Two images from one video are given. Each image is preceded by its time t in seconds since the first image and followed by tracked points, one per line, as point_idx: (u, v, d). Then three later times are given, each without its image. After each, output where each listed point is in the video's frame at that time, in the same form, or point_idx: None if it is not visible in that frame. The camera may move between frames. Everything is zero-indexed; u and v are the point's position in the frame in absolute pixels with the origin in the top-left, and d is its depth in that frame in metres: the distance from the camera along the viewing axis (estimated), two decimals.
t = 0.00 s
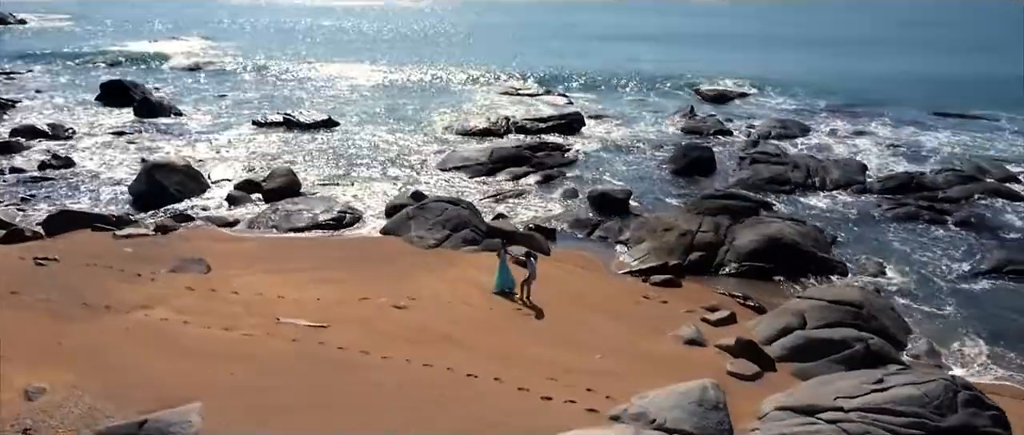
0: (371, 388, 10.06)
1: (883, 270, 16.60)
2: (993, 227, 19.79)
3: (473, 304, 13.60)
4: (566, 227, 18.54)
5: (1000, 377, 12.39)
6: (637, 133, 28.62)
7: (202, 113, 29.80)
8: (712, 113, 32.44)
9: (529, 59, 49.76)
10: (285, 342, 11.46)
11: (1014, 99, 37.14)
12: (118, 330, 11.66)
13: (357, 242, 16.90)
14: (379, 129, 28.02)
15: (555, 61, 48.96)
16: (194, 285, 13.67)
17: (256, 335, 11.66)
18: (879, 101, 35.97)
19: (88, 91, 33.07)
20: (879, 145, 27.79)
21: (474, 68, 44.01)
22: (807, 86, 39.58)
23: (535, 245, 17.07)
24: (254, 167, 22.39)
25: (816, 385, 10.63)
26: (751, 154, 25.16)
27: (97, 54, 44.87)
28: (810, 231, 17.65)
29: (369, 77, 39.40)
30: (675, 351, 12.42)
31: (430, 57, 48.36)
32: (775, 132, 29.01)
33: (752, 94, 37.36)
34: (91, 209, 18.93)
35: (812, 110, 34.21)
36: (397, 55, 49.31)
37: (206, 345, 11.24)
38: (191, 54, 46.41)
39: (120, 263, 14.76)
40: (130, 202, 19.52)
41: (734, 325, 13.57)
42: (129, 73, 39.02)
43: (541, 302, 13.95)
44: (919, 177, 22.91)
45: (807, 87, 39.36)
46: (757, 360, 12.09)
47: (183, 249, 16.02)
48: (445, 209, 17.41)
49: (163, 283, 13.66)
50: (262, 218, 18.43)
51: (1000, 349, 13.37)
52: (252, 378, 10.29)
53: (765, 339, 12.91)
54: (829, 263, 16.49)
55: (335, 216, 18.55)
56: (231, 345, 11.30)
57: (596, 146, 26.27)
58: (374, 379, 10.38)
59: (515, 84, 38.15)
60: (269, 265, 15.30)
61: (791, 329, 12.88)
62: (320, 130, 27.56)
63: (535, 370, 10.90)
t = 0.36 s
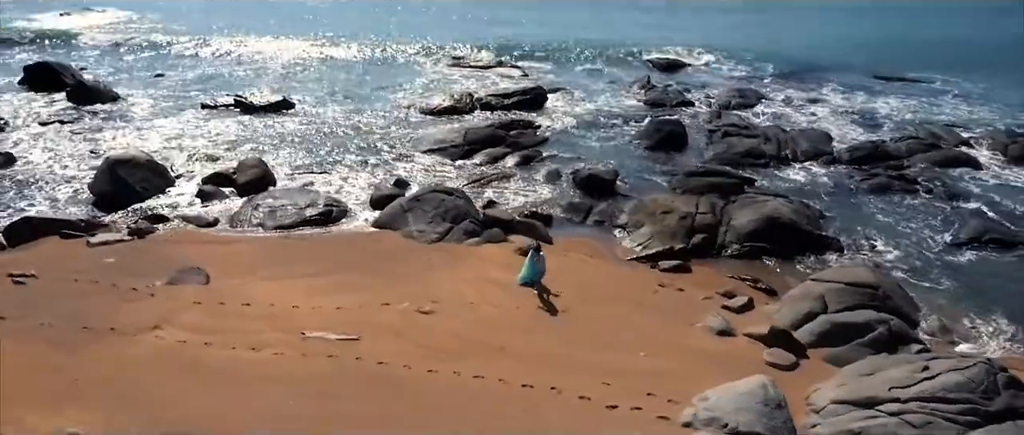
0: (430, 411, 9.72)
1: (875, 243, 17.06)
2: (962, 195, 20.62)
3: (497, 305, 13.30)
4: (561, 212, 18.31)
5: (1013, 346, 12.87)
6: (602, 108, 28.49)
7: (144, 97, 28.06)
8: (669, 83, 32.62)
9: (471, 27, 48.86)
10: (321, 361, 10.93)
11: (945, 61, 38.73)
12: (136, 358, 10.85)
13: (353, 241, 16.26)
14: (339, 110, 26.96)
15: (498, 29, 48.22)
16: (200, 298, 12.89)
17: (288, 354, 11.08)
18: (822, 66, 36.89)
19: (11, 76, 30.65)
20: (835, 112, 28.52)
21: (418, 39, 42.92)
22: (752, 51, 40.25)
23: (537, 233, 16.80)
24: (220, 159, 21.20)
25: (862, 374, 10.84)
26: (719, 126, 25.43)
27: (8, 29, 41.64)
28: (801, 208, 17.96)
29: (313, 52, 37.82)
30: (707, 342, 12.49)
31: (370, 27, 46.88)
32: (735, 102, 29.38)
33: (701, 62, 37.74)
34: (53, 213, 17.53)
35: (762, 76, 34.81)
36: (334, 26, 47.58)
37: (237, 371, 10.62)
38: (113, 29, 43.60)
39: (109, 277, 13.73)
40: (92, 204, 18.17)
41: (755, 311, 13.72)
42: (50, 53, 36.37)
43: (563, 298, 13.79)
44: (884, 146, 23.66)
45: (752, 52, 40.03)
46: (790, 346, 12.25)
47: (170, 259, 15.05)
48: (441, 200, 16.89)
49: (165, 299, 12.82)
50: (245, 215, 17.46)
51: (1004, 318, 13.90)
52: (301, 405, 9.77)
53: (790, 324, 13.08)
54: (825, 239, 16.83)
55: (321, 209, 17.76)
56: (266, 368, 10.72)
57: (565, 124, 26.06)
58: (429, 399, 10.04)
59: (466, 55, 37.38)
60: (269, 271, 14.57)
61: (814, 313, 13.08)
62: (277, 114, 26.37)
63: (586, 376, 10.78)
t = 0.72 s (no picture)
0: (500, 421, 9.68)
1: (859, 216, 17.80)
2: (923, 161, 21.69)
3: (523, 301, 13.25)
4: (554, 197, 18.27)
5: (1009, 312, 13.73)
6: (563, 82, 28.41)
7: (80, 84, 26.23)
8: (621, 53, 32.77)
9: None
10: (371, 376, 10.68)
11: (873, 23, 40.35)
12: (176, 385, 10.32)
13: (355, 238, 15.83)
14: (297, 93, 25.93)
15: None
16: (219, 312, 12.32)
17: (335, 370, 10.78)
18: (762, 31, 37.82)
19: None
20: (787, 80, 29.38)
21: (355, 9, 41.52)
22: (692, 17, 40.79)
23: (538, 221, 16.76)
24: (186, 153, 20.09)
25: (895, 355, 11.37)
26: (683, 99, 25.78)
27: None
28: (785, 184, 18.50)
29: (249, 27, 36.08)
30: (735, 327, 12.86)
31: None
32: (690, 72, 29.82)
33: (646, 29, 38.02)
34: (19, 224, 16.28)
35: (708, 44, 35.38)
36: None
37: (288, 392, 10.25)
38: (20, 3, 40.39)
39: (111, 296, 12.92)
40: (62, 211, 16.80)
41: (768, 293, 14.16)
42: None
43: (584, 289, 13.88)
44: (841, 114, 24.54)
45: (692, 18, 40.56)
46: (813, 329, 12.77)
47: (167, 269, 14.25)
48: (441, 192, 16.57)
49: (182, 315, 12.19)
50: (231, 215, 16.67)
51: (994, 286, 14.81)
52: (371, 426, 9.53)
53: (806, 304, 13.58)
54: (814, 214, 17.41)
55: (311, 205, 17.14)
56: (317, 385, 10.41)
57: (531, 101, 25.88)
58: (494, 409, 9.98)
59: (411, 26, 36.45)
60: (278, 278, 14.04)
61: (829, 292, 13.58)
62: (231, 100, 25.15)
63: (640, 375, 10.96)
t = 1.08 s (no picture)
0: (567, 424, 9.98)
1: (826, 187, 18.84)
2: (867, 129, 23.07)
3: (543, 295, 13.48)
4: (538, 185, 18.47)
5: (979, 274, 14.98)
6: (513, 61, 28.42)
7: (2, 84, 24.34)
8: (561, 29, 32.97)
9: None
10: (425, 387, 10.73)
11: None
12: (228, 414, 10.07)
13: (353, 241, 15.60)
14: (244, 83, 24.94)
15: None
16: (244, 332, 12.01)
17: (386, 385, 10.77)
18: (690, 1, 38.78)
19: None
20: (725, 54, 30.41)
21: None
22: None
23: (532, 211, 16.91)
24: (146, 159, 19.12)
25: (902, 326, 12.26)
26: (635, 76, 26.31)
27: None
28: (755, 159, 19.32)
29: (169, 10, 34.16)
30: (746, 307, 13.53)
31: None
32: (632, 48, 30.38)
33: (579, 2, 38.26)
34: None
35: (642, 15, 36.00)
36: None
37: (347, 411, 10.19)
38: None
39: (120, 323, 12.35)
40: (24, 228, 15.74)
41: (765, 270, 14.90)
42: None
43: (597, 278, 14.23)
44: (786, 86, 25.66)
45: None
46: (817, 303, 13.58)
47: (167, 288, 13.69)
48: (435, 187, 16.48)
49: (207, 339, 11.83)
50: (216, 223, 16.06)
51: (960, 249, 16.08)
52: None
53: (804, 279, 14.39)
54: (787, 187, 18.29)
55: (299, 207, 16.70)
56: (373, 402, 10.38)
57: (487, 82, 25.78)
58: (555, 412, 10.27)
59: (343, 5, 35.38)
60: (289, 289, 13.75)
61: (824, 267, 14.42)
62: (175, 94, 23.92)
63: (681, 363, 11.45)
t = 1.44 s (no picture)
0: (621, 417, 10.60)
1: (775, 169, 20.21)
2: (796, 110, 24.76)
3: (553, 295, 14.02)
4: (512, 185, 18.89)
5: (924, 245, 16.67)
6: (449, 57, 28.56)
7: None
8: (487, 22, 33.29)
9: None
10: (475, 397, 11.08)
11: None
12: None
13: (347, 255, 15.58)
14: (179, 94, 24.00)
15: None
16: (274, 359, 11.95)
17: (437, 398, 11.05)
18: None
19: None
20: (649, 42, 31.66)
21: None
22: None
23: (514, 212, 17.33)
24: (100, 183, 18.22)
25: (883, 299, 13.54)
26: (573, 68, 27.06)
27: None
28: (709, 146, 20.46)
29: (69, 15, 32.09)
30: (739, 290, 14.55)
31: None
32: (561, 40, 31.16)
33: None
34: None
35: (560, 5, 36.78)
36: None
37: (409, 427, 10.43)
38: None
39: (137, 361, 11.97)
40: None
41: (744, 255, 15.97)
42: None
43: (597, 275, 14.87)
44: (715, 72, 27.08)
45: None
46: (800, 283, 14.73)
47: (172, 319, 13.30)
48: (421, 195, 16.61)
49: (237, 370, 11.68)
50: (200, 248, 15.63)
51: (905, 222, 17.75)
52: None
53: (782, 260, 15.55)
54: (743, 172, 19.51)
55: (282, 223, 16.43)
56: (432, 415, 10.65)
57: (430, 80, 25.84)
58: (605, 407, 10.89)
59: (258, 5, 34.29)
60: (300, 311, 13.68)
61: (799, 248, 15.62)
62: (106, 109, 22.73)
63: (704, 350, 12.28)
